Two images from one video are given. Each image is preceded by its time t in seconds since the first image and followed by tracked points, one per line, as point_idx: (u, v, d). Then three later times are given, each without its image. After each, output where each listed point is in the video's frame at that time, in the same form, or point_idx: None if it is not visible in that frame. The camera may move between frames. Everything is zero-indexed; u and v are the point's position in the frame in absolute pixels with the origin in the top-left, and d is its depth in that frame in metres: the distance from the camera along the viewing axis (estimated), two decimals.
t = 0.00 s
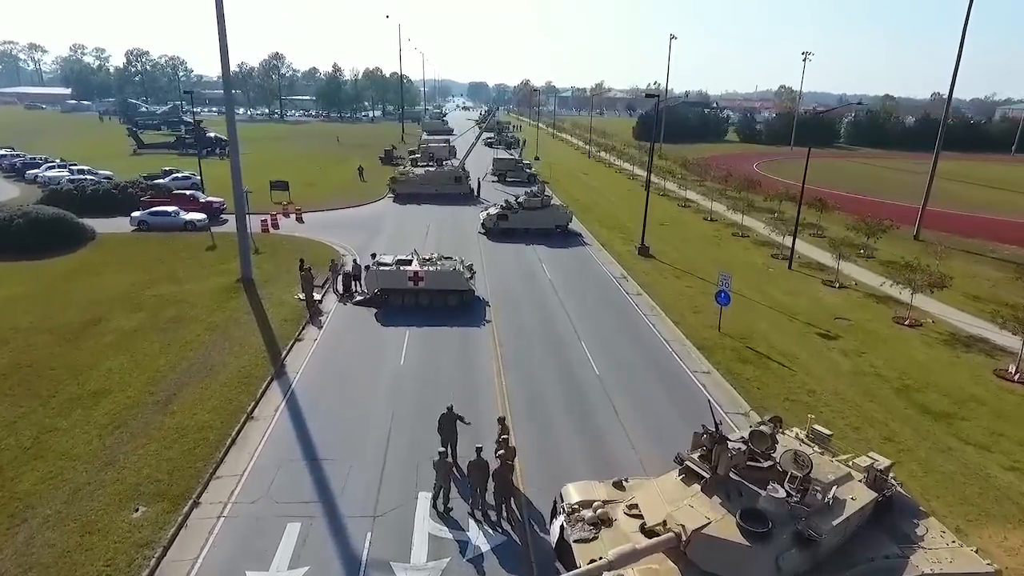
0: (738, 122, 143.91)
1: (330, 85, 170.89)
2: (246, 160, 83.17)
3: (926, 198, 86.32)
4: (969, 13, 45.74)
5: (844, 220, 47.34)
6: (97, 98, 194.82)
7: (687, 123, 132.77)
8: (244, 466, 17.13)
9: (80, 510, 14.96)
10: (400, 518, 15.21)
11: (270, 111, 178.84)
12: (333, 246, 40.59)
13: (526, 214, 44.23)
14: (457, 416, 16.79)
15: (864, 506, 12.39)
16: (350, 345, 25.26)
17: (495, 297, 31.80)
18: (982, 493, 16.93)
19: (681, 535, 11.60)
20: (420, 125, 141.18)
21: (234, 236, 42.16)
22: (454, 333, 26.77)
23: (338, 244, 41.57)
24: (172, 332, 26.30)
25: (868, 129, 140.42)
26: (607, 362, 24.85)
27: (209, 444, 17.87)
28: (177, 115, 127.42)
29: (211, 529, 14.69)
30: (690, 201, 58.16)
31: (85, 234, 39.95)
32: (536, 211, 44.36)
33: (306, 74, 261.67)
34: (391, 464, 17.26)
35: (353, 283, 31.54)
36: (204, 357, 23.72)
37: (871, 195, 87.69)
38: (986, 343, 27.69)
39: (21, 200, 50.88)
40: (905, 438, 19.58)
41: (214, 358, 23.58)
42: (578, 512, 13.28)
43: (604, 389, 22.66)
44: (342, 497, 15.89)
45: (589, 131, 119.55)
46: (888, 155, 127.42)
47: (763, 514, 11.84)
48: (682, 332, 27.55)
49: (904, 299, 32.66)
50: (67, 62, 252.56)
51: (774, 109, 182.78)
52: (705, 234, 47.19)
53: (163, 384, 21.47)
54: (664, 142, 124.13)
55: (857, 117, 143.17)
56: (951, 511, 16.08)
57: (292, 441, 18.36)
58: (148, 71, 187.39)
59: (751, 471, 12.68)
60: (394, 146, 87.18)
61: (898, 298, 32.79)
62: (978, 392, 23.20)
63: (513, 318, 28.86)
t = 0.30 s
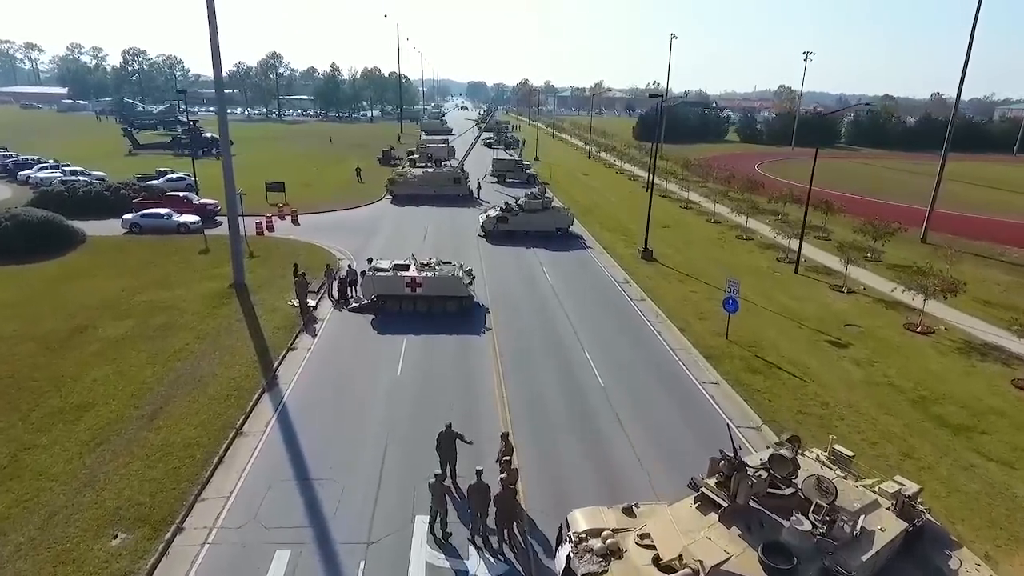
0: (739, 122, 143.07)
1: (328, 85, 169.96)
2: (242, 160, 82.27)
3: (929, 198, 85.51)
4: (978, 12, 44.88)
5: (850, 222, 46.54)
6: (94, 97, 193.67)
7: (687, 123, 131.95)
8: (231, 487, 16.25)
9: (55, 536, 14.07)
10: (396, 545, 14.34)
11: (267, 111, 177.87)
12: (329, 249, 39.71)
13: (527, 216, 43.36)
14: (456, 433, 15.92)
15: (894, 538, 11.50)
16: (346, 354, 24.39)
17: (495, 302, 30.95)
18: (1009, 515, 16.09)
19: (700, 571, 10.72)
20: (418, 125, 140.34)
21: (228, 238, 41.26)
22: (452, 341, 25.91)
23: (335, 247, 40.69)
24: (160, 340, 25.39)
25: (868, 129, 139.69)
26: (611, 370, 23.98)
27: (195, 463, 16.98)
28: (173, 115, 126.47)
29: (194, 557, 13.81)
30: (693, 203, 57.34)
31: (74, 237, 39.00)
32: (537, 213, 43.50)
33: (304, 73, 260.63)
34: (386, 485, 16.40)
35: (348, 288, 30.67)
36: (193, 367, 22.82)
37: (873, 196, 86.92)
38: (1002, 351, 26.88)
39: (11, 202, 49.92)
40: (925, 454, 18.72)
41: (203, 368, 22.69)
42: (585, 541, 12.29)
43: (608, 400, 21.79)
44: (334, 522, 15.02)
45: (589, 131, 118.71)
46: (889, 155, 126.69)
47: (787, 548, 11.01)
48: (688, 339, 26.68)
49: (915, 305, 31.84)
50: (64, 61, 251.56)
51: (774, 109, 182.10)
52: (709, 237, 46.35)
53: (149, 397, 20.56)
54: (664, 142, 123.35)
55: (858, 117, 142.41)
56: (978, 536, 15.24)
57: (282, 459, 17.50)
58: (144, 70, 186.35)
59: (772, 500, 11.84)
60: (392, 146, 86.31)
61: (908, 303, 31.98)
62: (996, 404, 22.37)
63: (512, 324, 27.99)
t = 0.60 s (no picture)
0: (739, 122, 142.16)
1: (326, 85, 168.89)
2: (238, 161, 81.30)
3: (933, 199, 84.72)
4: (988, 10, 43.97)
5: (856, 225, 45.68)
6: (90, 97, 192.34)
7: (687, 123, 131.06)
8: (217, 511, 15.36)
9: (26, 568, 13.14)
10: None
11: (265, 110, 176.77)
12: (325, 253, 38.79)
13: (527, 219, 42.43)
14: (456, 454, 15.05)
15: None
16: (340, 365, 23.53)
17: (495, 310, 30.11)
18: None
19: None
20: (417, 125, 139.34)
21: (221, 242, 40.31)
22: (451, 351, 25.00)
23: (331, 251, 39.74)
24: (148, 350, 24.46)
25: (870, 130, 138.92)
26: (616, 384, 23.16)
27: (179, 484, 16.06)
28: (170, 115, 125.38)
29: None
30: (695, 205, 56.45)
31: (64, 241, 38.08)
32: (538, 216, 42.57)
33: (301, 73, 259.49)
34: (382, 510, 15.53)
35: (344, 294, 29.75)
36: (181, 378, 21.89)
37: (876, 197, 86.10)
38: (1019, 361, 26.00)
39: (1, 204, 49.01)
40: (948, 473, 17.81)
41: (192, 379, 21.76)
42: None
43: (614, 416, 20.96)
44: (326, 550, 14.14)
45: (588, 132, 117.74)
46: (890, 155, 125.96)
47: None
48: (695, 349, 25.83)
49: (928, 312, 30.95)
50: (60, 61, 250.14)
51: (774, 108, 181.39)
52: (713, 240, 45.45)
53: (133, 412, 19.61)
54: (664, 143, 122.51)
55: (859, 117, 141.63)
56: (1010, 564, 14.35)
57: (272, 480, 16.61)
58: (141, 70, 185.12)
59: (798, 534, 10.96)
60: (390, 147, 85.35)
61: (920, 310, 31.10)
62: (1017, 418, 21.48)
63: (513, 334, 27.16)
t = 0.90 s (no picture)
0: (740, 121, 141.36)
1: (325, 85, 167.89)
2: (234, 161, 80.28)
3: (936, 199, 83.94)
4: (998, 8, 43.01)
5: (863, 228, 44.78)
6: (86, 96, 191.12)
7: (688, 123, 130.13)
8: (201, 539, 14.43)
9: None
10: None
11: (263, 110, 175.90)
12: (321, 257, 37.84)
13: (528, 221, 41.49)
14: (455, 479, 14.12)
15: None
16: (335, 376, 22.58)
17: (495, 316, 29.14)
18: None
19: None
20: (416, 125, 138.41)
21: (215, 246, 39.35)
22: (450, 361, 24.05)
23: (327, 255, 38.81)
24: (135, 360, 23.51)
25: (871, 130, 138.07)
26: (621, 393, 22.18)
27: (161, 510, 15.12)
28: (166, 114, 124.27)
29: None
30: (698, 206, 55.53)
31: (53, 245, 37.12)
32: (538, 219, 41.63)
33: (299, 72, 258.60)
34: (376, 537, 14.60)
35: (340, 301, 28.85)
36: (168, 390, 20.97)
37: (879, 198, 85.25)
38: None
39: None
40: (973, 494, 16.90)
41: (179, 392, 20.83)
42: None
43: (619, 428, 19.95)
44: None
45: (588, 132, 116.80)
46: (892, 155, 125.28)
47: None
48: (703, 358, 24.89)
49: (941, 319, 30.03)
50: (57, 60, 249.01)
51: (774, 107, 180.75)
52: (717, 243, 44.52)
53: (116, 429, 18.66)
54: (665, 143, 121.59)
55: (860, 117, 140.79)
56: None
57: (259, 505, 15.66)
58: (138, 70, 183.92)
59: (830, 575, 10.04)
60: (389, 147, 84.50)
61: (933, 317, 30.17)
62: None
63: (513, 341, 26.21)
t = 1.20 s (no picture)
0: (741, 121, 140.38)
1: (323, 84, 166.85)
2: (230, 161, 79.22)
3: (940, 200, 83.13)
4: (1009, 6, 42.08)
5: (871, 231, 43.89)
6: (82, 95, 189.78)
7: (688, 123, 129.20)
8: (182, 571, 13.45)
9: None
10: None
11: (260, 109, 174.63)
12: (316, 262, 36.86)
13: (529, 224, 40.57)
14: (455, 506, 13.15)
15: None
16: (328, 390, 21.61)
17: (495, 324, 28.16)
18: None
19: None
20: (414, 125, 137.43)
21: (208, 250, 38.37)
22: (449, 372, 23.09)
23: (323, 258, 37.87)
24: (120, 371, 22.53)
25: (873, 129, 137.32)
26: (627, 406, 21.23)
27: (140, 539, 14.15)
28: (163, 114, 123.05)
29: None
30: (701, 208, 54.62)
31: (41, 249, 36.13)
32: (539, 222, 40.66)
33: (297, 71, 257.22)
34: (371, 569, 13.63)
35: (334, 308, 27.89)
36: (153, 405, 20.00)
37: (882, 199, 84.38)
38: None
39: None
40: (1004, 519, 15.97)
41: (165, 406, 19.87)
42: None
43: (627, 444, 18.98)
44: None
45: (589, 132, 115.79)
46: (893, 156, 124.44)
47: None
48: (712, 368, 23.96)
49: (956, 327, 29.09)
50: (53, 59, 247.37)
51: (773, 107, 179.91)
52: (722, 246, 43.61)
53: (96, 447, 17.68)
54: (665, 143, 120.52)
55: (862, 117, 139.93)
56: None
57: (246, 534, 14.70)
58: (134, 69, 182.66)
59: None
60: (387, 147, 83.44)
61: (948, 324, 29.24)
62: None
63: (514, 350, 25.22)
